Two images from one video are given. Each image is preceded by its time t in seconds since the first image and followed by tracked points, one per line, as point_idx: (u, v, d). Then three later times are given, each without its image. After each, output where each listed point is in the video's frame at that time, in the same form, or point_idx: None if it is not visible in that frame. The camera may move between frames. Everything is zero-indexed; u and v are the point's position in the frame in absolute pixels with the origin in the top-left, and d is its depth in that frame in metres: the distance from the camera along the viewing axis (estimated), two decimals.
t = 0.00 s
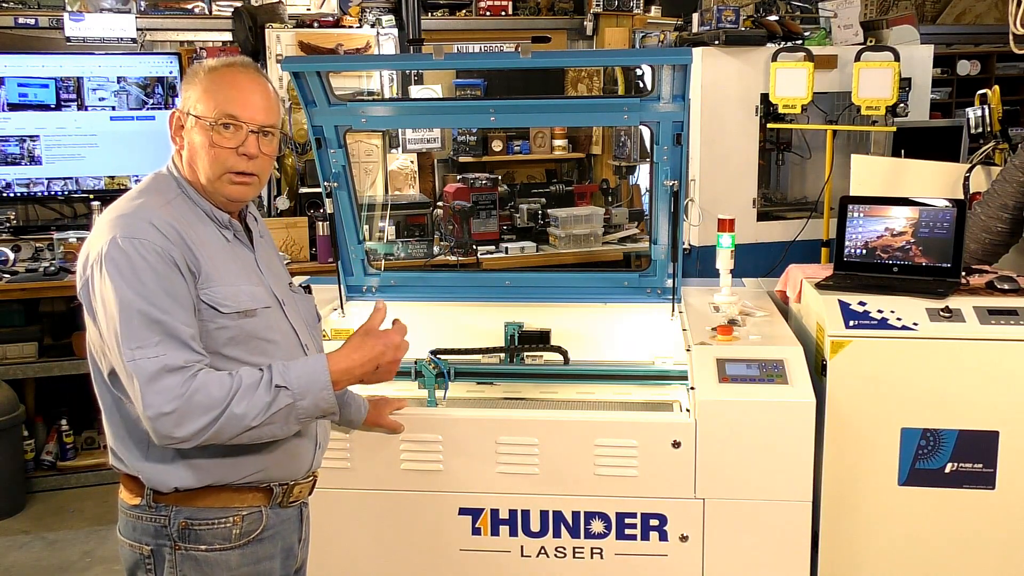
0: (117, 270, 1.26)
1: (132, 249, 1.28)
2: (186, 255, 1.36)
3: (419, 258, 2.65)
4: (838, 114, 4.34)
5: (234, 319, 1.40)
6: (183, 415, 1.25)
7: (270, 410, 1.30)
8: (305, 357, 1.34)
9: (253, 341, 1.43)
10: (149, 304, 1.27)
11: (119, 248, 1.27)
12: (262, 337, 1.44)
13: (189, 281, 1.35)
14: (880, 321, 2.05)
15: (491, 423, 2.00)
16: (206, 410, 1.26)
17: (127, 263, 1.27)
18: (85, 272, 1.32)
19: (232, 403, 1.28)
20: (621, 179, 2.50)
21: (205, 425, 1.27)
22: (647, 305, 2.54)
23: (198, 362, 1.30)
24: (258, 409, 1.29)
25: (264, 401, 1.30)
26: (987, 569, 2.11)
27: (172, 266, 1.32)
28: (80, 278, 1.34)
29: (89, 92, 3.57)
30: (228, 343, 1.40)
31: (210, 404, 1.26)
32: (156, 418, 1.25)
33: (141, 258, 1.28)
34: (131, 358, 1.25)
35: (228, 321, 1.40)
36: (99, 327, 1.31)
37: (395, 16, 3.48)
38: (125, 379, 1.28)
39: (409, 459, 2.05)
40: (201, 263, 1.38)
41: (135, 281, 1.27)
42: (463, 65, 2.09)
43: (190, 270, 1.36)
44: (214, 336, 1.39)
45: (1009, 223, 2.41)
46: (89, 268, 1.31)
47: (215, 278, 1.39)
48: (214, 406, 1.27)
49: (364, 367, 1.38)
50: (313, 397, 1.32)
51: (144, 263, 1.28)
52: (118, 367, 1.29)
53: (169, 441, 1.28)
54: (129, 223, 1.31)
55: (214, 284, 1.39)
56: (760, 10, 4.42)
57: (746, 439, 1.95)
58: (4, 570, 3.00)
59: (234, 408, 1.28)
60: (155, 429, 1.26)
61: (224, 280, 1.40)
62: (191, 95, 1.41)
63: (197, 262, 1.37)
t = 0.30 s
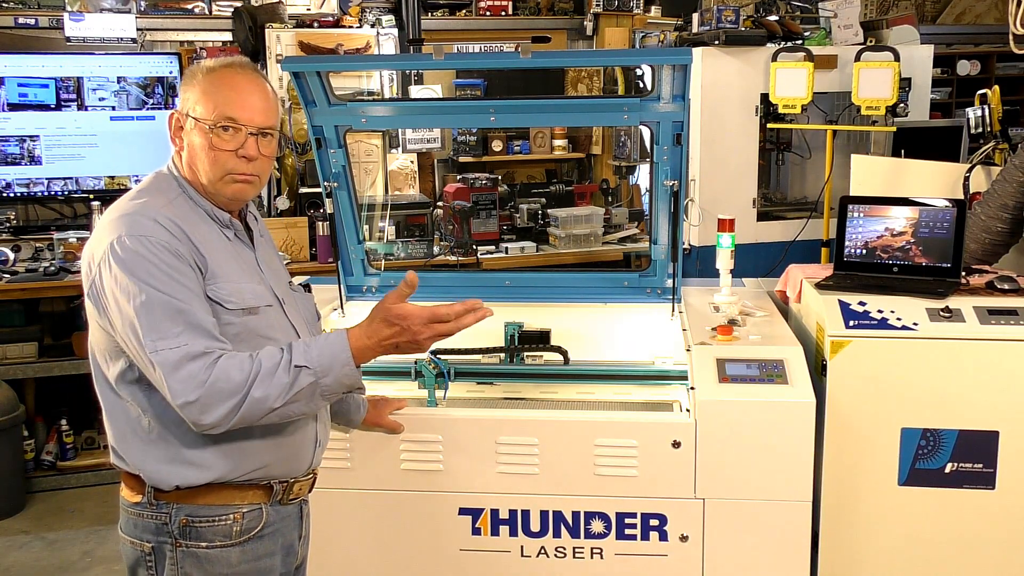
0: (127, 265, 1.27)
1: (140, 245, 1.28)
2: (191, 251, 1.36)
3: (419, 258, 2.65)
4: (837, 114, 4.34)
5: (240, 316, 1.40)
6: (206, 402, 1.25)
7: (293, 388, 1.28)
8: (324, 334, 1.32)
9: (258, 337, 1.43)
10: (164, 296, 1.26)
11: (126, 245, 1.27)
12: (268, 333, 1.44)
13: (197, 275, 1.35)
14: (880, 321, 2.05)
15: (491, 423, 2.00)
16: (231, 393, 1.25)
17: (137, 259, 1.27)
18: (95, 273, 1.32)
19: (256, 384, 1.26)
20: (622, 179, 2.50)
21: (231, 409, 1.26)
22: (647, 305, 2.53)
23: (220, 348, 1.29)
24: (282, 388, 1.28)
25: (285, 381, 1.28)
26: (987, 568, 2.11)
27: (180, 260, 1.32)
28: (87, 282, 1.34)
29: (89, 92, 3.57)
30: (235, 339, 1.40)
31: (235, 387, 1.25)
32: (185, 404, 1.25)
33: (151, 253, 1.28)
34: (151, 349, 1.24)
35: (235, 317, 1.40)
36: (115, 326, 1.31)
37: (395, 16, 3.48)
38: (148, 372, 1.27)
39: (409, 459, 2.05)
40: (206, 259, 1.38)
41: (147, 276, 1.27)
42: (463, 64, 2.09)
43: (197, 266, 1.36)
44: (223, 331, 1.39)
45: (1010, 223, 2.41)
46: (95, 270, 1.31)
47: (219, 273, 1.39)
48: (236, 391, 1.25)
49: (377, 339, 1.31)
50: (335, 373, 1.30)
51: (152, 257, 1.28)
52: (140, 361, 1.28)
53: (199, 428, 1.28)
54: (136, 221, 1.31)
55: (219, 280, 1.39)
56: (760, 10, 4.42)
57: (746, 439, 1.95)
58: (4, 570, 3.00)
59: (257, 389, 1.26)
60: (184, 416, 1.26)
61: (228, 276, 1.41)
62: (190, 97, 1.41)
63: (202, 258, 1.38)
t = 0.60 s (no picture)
0: (122, 263, 1.27)
1: (137, 244, 1.28)
2: (191, 252, 1.36)
3: (419, 258, 2.65)
4: (838, 114, 4.33)
5: (239, 317, 1.40)
6: (172, 411, 1.24)
7: (259, 408, 1.28)
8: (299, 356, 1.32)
9: (257, 338, 1.42)
10: (150, 298, 1.26)
11: (126, 242, 1.28)
12: (267, 335, 1.43)
13: (193, 276, 1.35)
14: (880, 321, 2.04)
15: (491, 423, 2.00)
16: (193, 407, 1.24)
17: (132, 258, 1.27)
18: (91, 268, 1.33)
19: (222, 399, 1.26)
20: (622, 179, 2.50)
21: (191, 423, 1.25)
22: (647, 305, 2.53)
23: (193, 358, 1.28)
24: (247, 407, 1.27)
25: (251, 401, 1.27)
26: (988, 569, 2.11)
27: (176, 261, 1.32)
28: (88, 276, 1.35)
29: (89, 92, 3.57)
30: (233, 340, 1.40)
31: (200, 400, 1.25)
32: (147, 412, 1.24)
33: (146, 252, 1.28)
34: (128, 350, 1.24)
35: (233, 318, 1.40)
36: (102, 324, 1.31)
37: (395, 17, 3.48)
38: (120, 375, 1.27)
39: (408, 459, 2.05)
40: (205, 260, 1.38)
41: (139, 276, 1.27)
42: (463, 64, 2.09)
43: (195, 267, 1.36)
44: (218, 333, 1.39)
45: (1009, 223, 2.41)
46: (94, 262, 1.31)
47: (219, 275, 1.39)
48: (201, 404, 1.24)
49: (346, 370, 1.30)
50: (305, 399, 1.29)
51: (149, 257, 1.28)
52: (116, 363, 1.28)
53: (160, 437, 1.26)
54: (132, 219, 1.31)
55: (218, 281, 1.39)
56: (760, 10, 4.42)
57: (746, 439, 1.95)
58: (4, 570, 3.00)
59: (223, 404, 1.25)
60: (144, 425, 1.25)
61: (229, 277, 1.40)
62: (201, 97, 1.41)
63: (202, 258, 1.38)
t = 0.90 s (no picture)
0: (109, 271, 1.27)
1: (123, 253, 1.28)
2: (183, 257, 1.35)
3: (419, 258, 2.65)
4: (838, 114, 4.33)
5: (231, 321, 1.40)
6: (141, 435, 1.25)
7: (226, 450, 1.30)
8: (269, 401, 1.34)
9: (250, 342, 1.42)
10: (132, 315, 1.26)
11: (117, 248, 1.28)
12: (260, 338, 1.43)
13: (182, 285, 1.34)
14: (880, 321, 2.05)
15: (491, 423, 2.00)
16: (158, 438, 1.26)
17: (120, 269, 1.27)
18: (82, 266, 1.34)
19: (190, 436, 1.27)
20: (621, 179, 2.50)
21: (155, 452, 1.27)
22: (647, 305, 2.53)
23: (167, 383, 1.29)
24: (213, 447, 1.29)
25: (219, 443, 1.29)
26: (988, 568, 2.11)
27: (165, 272, 1.31)
28: (80, 273, 1.36)
29: (89, 92, 3.57)
30: (225, 345, 1.40)
31: (167, 432, 1.26)
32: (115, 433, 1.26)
33: (133, 264, 1.28)
34: (103, 364, 1.25)
35: (225, 322, 1.39)
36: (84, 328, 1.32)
37: (395, 16, 3.48)
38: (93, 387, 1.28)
39: (408, 459, 2.05)
40: (199, 265, 1.37)
41: (124, 289, 1.26)
42: (463, 65, 2.09)
43: (187, 273, 1.36)
44: (208, 338, 1.39)
45: (1009, 223, 2.41)
46: (86, 262, 1.32)
47: (212, 279, 1.39)
48: (171, 435, 1.26)
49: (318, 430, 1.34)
50: (272, 446, 1.32)
51: (137, 265, 1.28)
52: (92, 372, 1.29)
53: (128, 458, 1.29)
54: (123, 225, 1.31)
55: (211, 286, 1.39)
56: (760, 10, 4.42)
57: (747, 439, 1.95)
58: (4, 570, 3.00)
59: (191, 441, 1.27)
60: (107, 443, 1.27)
61: (222, 280, 1.40)
62: (199, 98, 1.41)
63: (195, 262, 1.37)
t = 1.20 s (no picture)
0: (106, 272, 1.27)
1: (121, 255, 1.27)
2: (180, 259, 1.36)
3: (419, 258, 2.65)
4: (837, 114, 4.34)
5: (230, 322, 1.40)
6: (139, 439, 1.25)
7: (223, 462, 1.29)
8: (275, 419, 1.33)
9: (250, 343, 1.42)
10: (131, 316, 1.26)
11: (113, 248, 1.28)
12: (259, 339, 1.43)
13: (180, 286, 1.34)
14: (880, 321, 2.05)
15: (491, 423, 2.00)
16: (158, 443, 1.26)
17: (117, 270, 1.27)
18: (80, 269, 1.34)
19: (189, 441, 1.27)
20: (621, 179, 2.50)
21: (154, 457, 1.26)
22: (647, 305, 2.54)
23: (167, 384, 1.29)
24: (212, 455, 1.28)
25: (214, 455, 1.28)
26: (987, 568, 2.11)
27: (163, 273, 1.31)
28: (78, 276, 1.36)
29: (89, 92, 3.57)
30: (224, 346, 1.40)
31: (167, 435, 1.26)
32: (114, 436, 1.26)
33: (131, 265, 1.28)
34: (103, 365, 1.25)
35: (224, 323, 1.39)
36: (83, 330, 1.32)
37: (395, 16, 3.48)
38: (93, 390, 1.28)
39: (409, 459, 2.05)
40: (196, 266, 1.37)
41: (122, 290, 1.26)
42: (464, 65, 2.09)
43: (185, 274, 1.36)
44: (207, 338, 1.39)
45: (1009, 223, 2.41)
46: (84, 262, 1.32)
47: (210, 280, 1.39)
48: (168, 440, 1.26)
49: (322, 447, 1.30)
50: (271, 461, 1.31)
51: (135, 266, 1.28)
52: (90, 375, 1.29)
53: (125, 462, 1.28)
54: (120, 226, 1.30)
55: (210, 287, 1.39)
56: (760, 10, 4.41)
57: (746, 439, 1.95)
58: (4, 570, 3.00)
59: (190, 446, 1.27)
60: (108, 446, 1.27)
61: (220, 282, 1.40)
62: (198, 100, 1.40)
63: (193, 263, 1.37)
